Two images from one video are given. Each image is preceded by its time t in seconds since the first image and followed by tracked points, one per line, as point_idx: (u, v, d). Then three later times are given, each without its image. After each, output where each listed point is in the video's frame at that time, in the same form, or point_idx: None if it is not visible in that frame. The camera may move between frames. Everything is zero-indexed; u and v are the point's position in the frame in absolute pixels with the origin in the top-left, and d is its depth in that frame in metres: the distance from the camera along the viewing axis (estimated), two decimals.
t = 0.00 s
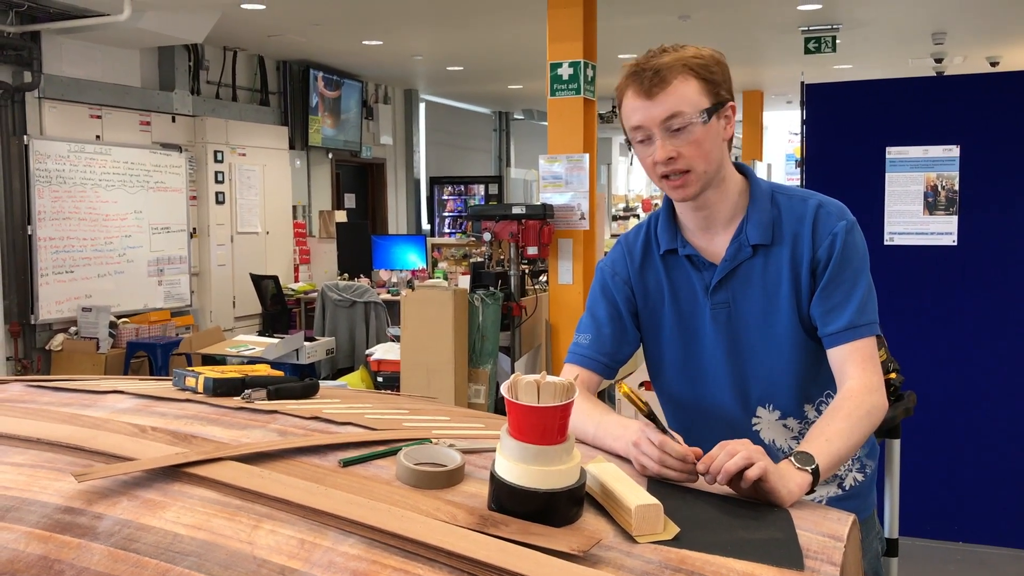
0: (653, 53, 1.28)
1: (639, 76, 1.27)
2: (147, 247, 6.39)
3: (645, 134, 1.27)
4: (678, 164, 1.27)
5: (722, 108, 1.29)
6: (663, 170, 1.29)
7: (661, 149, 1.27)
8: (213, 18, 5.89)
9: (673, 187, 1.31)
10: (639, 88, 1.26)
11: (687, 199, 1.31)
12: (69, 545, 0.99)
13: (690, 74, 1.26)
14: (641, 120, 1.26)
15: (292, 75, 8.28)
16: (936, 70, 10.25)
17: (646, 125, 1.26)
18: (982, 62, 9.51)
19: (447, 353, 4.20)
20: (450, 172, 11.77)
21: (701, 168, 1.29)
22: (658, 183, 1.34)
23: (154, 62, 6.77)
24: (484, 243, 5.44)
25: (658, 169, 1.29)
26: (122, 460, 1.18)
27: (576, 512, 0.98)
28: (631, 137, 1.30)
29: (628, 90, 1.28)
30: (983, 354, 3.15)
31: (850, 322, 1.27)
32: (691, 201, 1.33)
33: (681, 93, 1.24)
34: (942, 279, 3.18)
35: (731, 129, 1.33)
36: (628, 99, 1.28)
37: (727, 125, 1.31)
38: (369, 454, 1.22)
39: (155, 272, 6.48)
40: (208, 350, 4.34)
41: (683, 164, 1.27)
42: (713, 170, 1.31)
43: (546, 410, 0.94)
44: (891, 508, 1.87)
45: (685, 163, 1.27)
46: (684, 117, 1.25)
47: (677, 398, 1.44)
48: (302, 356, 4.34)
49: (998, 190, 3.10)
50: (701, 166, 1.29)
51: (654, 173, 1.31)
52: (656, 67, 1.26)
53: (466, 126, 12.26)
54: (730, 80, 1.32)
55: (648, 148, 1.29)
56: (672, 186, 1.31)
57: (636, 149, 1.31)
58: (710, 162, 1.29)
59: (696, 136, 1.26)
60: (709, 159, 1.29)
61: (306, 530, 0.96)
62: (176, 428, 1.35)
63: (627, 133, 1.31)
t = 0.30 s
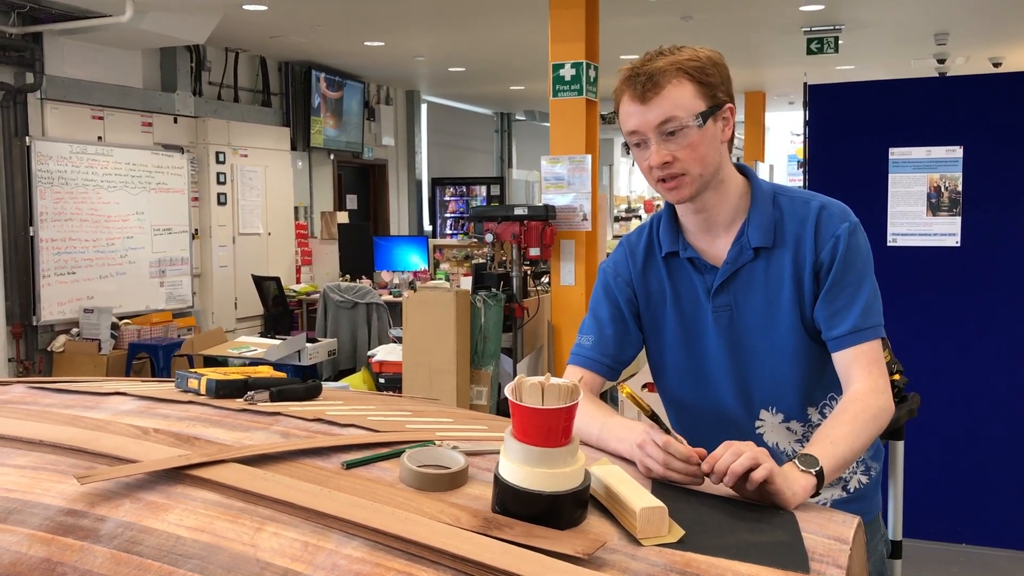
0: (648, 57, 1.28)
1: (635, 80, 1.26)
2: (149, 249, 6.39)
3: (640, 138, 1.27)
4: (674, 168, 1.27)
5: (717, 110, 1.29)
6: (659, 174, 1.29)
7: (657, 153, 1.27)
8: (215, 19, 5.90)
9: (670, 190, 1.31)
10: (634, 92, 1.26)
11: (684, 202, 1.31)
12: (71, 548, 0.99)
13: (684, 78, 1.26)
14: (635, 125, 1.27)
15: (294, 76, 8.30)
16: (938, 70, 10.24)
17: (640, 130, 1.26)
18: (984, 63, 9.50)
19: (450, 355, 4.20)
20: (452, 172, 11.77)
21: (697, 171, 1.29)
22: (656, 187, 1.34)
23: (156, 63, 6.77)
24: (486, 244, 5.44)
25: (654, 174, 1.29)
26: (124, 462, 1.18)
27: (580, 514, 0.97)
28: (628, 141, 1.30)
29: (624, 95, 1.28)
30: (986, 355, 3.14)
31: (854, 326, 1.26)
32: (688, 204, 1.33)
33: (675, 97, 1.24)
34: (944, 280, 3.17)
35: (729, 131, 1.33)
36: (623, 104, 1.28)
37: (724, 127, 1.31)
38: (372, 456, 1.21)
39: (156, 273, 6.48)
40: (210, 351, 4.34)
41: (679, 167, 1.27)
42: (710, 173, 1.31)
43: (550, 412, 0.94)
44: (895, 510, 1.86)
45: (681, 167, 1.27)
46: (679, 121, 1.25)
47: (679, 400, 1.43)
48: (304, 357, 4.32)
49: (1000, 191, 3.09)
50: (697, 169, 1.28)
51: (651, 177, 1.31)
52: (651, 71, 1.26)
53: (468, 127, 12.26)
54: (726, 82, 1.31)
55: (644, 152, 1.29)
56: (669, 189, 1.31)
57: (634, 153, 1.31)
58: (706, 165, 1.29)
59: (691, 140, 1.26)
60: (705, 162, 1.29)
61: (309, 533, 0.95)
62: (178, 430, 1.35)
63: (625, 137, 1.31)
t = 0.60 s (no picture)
0: (656, 57, 1.28)
1: (641, 80, 1.27)
2: (151, 250, 6.40)
3: (644, 137, 1.28)
4: (677, 169, 1.27)
5: (723, 113, 1.29)
6: (662, 174, 1.29)
7: (660, 152, 1.27)
8: (216, 20, 5.90)
9: (672, 191, 1.31)
10: (639, 91, 1.26)
11: (686, 203, 1.31)
12: (73, 550, 1.00)
13: (689, 78, 1.26)
14: (640, 124, 1.27)
15: (295, 78, 8.31)
16: (940, 72, 10.24)
17: (645, 129, 1.27)
18: (986, 64, 9.48)
19: (452, 356, 4.20)
20: (454, 174, 11.77)
21: (700, 172, 1.28)
22: (659, 188, 1.34)
23: (158, 65, 6.77)
24: (487, 245, 5.45)
25: (656, 173, 1.29)
26: (126, 465, 1.18)
27: (582, 516, 0.97)
28: (633, 140, 1.30)
29: (629, 94, 1.28)
30: (988, 357, 3.13)
31: (859, 329, 1.26)
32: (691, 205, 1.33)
33: (680, 97, 1.24)
34: (946, 281, 3.16)
35: (733, 133, 1.33)
36: (629, 102, 1.28)
37: (729, 130, 1.31)
38: (373, 458, 1.21)
39: (158, 274, 6.49)
40: (212, 353, 4.35)
41: (682, 168, 1.27)
42: (713, 175, 1.31)
43: (551, 415, 0.94)
44: (897, 512, 1.86)
45: (684, 167, 1.27)
46: (683, 121, 1.25)
47: (681, 402, 1.43)
48: (306, 358, 4.31)
49: (1002, 193, 3.09)
50: (700, 170, 1.28)
51: (654, 177, 1.31)
52: (658, 70, 1.26)
53: (469, 128, 12.27)
54: (732, 84, 1.31)
55: (648, 151, 1.29)
56: (672, 190, 1.31)
57: (637, 152, 1.31)
58: (709, 167, 1.29)
59: (694, 141, 1.26)
60: (709, 164, 1.28)
61: (310, 535, 0.95)
62: (180, 432, 1.35)
63: (630, 136, 1.31)
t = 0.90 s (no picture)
0: (664, 54, 1.30)
1: (647, 77, 1.29)
2: (152, 252, 6.40)
3: (646, 133, 1.29)
4: (676, 167, 1.28)
5: (727, 114, 1.29)
6: (660, 172, 1.30)
7: (660, 149, 1.28)
8: (218, 22, 5.91)
9: (671, 190, 1.31)
10: (644, 88, 1.28)
11: (684, 202, 1.32)
12: (74, 551, 1.00)
13: (695, 78, 1.27)
14: (643, 120, 1.29)
15: (297, 79, 8.32)
16: (941, 74, 10.24)
17: (647, 125, 1.28)
18: (987, 65, 9.47)
19: (453, 357, 4.20)
20: (455, 175, 11.79)
21: (699, 172, 1.29)
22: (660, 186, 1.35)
23: (160, 66, 6.79)
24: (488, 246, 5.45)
25: (655, 170, 1.30)
26: (126, 466, 1.18)
27: (580, 517, 0.97)
28: (636, 136, 1.32)
29: (636, 91, 1.30)
30: (989, 358, 3.13)
31: (862, 337, 1.26)
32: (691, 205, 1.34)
33: (683, 96, 1.26)
34: (947, 283, 3.16)
35: (738, 134, 1.33)
36: (635, 99, 1.30)
37: (733, 132, 1.31)
38: (373, 459, 1.22)
39: (160, 276, 6.49)
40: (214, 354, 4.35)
41: (681, 166, 1.28)
42: (714, 176, 1.31)
43: (551, 416, 0.94)
44: (896, 514, 1.86)
45: (683, 166, 1.28)
46: (685, 120, 1.26)
47: (679, 403, 1.42)
48: (307, 360, 4.31)
49: (1003, 194, 3.09)
50: (699, 170, 1.29)
51: (654, 175, 1.32)
52: (664, 68, 1.28)
53: (471, 130, 12.28)
54: (740, 86, 1.32)
55: (649, 148, 1.30)
56: (670, 188, 1.31)
57: (639, 149, 1.32)
58: (709, 168, 1.29)
59: (695, 140, 1.27)
60: (709, 164, 1.29)
61: (310, 536, 0.96)
62: (180, 433, 1.35)
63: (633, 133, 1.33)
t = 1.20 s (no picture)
0: (668, 51, 1.32)
1: (649, 73, 1.31)
2: (154, 253, 6.41)
3: (643, 127, 1.30)
4: (669, 161, 1.28)
5: (726, 113, 1.30)
6: (655, 166, 1.30)
7: (654, 143, 1.29)
8: (220, 24, 5.93)
9: (665, 185, 1.32)
10: (646, 83, 1.30)
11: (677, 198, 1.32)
12: (76, 550, 1.00)
13: (695, 75, 1.28)
14: (641, 113, 1.30)
15: (298, 81, 8.33)
16: (942, 75, 10.24)
17: (644, 119, 1.29)
18: (988, 67, 9.49)
19: (454, 358, 4.20)
20: (456, 176, 11.80)
21: (694, 168, 1.29)
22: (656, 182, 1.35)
23: (162, 68, 6.80)
24: (490, 247, 5.45)
25: (650, 165, 1.31)
26: (128, 466, 1.18)
27: (581, 517, 0.97)
28: (634, 131, 1.33)
29: (637, 86, 1.32)
30: (989, 360, 3.13)
31: (868, 341, 1.27)
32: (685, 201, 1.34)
33: (680, 91, 1.27)
34: (948, 284, 3.16)
35: (737, 135, 1.33)
36: (636, 93, 1.32)
37: (732, 132, 1.31)
38: (376, 459, 1.22)
39: (161, 277, 6.50)
40: (215, 355, 4.36)
41: (675, 161, 1.28)
42: (709, 173, 1.31)
43: (550, 415, 0.94)
44: (897, 514, 1.86)
45: (676, 160, 1.28)
46: (681, 115, 1.27)
47: (680, 405, 1.42)
48: (308, 360, 4.31)
49: (1003, 196, 3.09)
50: (693, 166, 1.29)
51: (650, 168, 1.33)
52: (666, 64, 1.30)
53: (472, 131, 12.29)
54: (741, 87, 1.32)
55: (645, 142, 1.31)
56: (665, 183, 1.32)
57: (637, 144, 1.33)
58: (704, 164, 1.29)
59: (690, 135, 1.27)
60: (704, 161, 1.29)
61: (312, 535, 0.96)
62: (182, 433, 1.36)
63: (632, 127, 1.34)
